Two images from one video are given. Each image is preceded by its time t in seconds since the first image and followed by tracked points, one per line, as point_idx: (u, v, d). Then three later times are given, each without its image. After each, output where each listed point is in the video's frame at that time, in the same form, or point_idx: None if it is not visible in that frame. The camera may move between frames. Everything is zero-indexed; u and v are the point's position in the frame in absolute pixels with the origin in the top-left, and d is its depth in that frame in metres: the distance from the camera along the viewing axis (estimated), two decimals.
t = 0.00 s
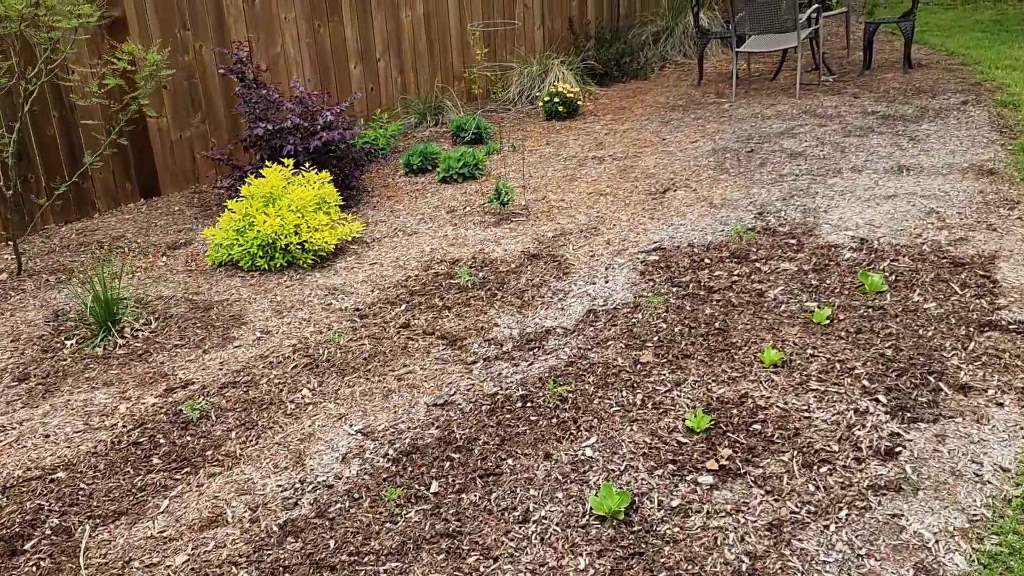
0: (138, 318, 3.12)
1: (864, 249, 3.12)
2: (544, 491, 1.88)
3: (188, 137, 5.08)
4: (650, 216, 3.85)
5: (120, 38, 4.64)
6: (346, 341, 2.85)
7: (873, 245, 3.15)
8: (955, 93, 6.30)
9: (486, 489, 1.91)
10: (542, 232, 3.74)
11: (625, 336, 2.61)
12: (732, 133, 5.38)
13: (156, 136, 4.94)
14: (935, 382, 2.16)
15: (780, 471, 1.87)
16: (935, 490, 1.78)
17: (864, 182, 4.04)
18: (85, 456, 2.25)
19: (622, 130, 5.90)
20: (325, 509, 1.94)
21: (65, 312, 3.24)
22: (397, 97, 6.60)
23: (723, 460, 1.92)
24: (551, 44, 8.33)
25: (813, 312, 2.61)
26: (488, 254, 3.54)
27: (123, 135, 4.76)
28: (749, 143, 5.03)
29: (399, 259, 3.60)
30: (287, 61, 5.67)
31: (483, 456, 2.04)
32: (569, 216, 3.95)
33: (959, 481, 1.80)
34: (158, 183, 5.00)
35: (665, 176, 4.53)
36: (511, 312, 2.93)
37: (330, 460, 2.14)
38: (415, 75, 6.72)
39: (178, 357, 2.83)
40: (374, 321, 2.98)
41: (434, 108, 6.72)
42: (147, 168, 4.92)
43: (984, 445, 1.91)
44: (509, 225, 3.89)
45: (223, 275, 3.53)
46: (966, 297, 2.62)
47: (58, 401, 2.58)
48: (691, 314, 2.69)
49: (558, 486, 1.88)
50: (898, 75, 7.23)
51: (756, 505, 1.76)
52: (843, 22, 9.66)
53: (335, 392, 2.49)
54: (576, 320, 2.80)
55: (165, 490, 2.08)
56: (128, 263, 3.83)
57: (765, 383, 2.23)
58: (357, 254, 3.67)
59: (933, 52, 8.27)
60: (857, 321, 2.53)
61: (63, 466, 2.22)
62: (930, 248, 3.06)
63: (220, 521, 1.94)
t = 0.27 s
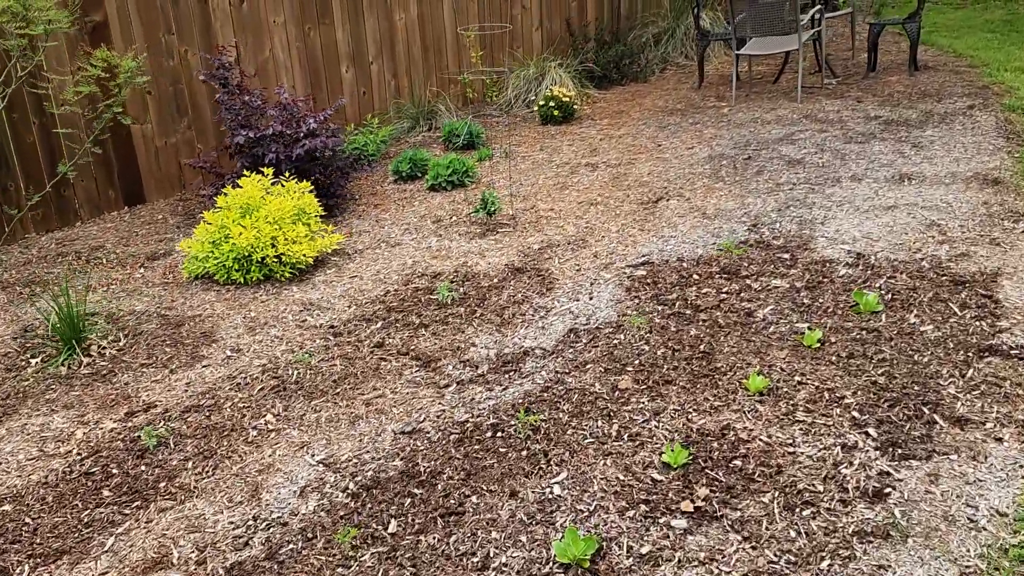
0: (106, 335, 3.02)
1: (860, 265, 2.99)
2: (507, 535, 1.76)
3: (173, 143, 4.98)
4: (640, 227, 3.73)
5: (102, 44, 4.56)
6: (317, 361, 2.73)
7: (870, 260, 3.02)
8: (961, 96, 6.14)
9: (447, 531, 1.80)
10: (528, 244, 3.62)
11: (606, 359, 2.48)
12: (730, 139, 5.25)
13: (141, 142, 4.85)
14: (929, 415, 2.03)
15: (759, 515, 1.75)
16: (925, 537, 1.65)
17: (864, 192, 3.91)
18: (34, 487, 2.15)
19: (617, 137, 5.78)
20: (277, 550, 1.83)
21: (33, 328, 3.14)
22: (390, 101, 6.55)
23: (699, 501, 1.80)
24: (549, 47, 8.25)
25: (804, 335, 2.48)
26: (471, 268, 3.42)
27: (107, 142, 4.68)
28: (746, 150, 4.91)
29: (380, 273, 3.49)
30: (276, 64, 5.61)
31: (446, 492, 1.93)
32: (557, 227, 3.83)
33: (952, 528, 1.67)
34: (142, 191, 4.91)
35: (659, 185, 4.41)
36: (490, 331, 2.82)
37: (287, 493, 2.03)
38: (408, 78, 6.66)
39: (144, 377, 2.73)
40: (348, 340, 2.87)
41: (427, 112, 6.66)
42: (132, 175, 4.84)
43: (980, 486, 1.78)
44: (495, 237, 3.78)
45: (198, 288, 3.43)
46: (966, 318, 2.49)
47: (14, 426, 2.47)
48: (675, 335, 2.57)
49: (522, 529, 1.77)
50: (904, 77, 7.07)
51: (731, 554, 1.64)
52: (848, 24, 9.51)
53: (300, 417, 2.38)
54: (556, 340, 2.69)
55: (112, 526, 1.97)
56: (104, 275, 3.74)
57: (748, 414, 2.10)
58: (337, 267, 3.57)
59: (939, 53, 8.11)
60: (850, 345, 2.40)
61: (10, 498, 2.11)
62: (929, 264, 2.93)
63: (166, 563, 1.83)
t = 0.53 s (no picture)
0: (79, 351, 2.94)
1: (858, 283, 2.86)
2: None
3: (165, 148, 4.94)
4: (633, 240, 3.62)
5: (91, 48, 4.52)
6: (290, 381, 2.64)
7: (869, 278, 2.89)
8: (973, 101, 5.98)
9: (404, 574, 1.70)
10: (518, 258, 3.52)
11: (587, 383, 2.37)
12: (731, 148, 5.14)
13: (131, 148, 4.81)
14: (924, 451, 1.90)
15: (736, 562, 1.63)
16: None
17: (867, 203, 3.78)
18: None
19: (617, 144, 5.67)
20: None
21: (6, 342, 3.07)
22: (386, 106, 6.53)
23: (672, 545, 1.69)
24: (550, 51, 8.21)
25: (795, 359, 2.36)
26: (457, 282, 3.33)
27: (95, 147, 4.65)
28: (747, 159, 4.80)
29: (364, 286, 3.40)
30: (271, 68, 5.59)
31: (407, 531, 1.82)
32: (549, 240, 3.73)
33: None
34: (133, 197, 4.88)
35: (656, 195, 4.30)
36: (470, 351, 2.72)
37: (244, 527, 1.93)
38: (407, 82, 6.68)
39: (112, 397, 2.64)
40: (325, 358, 2.77)
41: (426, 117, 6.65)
42: (122, 181, 4.81)
43: (975, 533, 1.66)
44: (484, 249, 3.68)
45: (177, 301, 3.34)
46: (968, 343, 2.36)
47: None
48: (661, 358, 2.45)
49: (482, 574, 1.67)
50: (914, 81, 6.90)
51: None
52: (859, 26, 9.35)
53: (266, 442, 2.28)
54: (537, 362, 2.58)
55: (60, 561, 1.89)
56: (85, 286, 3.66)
57: (731, 447, 1.99)
58: (320, 280, 3.48)
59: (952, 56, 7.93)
60: (844, 371, 2.27)
61: None
62: (931, 283, 2.80)
63: None
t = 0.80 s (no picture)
0: (57, 364, 2.89)
1: (860, 304, 2.74)
2: None
3: (162, 153, 4.96)
4: (630, 254, 3.52)
5: (87, 52, 4.55)
6: (266, 400, 2.56)
7: (871, 299, 2.77)
8: (992, 110, 5.80)
9: None
10: (510, 271, 3.43)
11: (568, 408, 2.27)
12: (738, 157, 5.02)
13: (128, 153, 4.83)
14: (917, 493, 1.79)
15: None
16: None
17: (874, 218, 3.65)
18: None
19: (623, 153, 5.57)
20: None
21: None
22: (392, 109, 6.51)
23: None
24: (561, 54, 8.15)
25: (787, 387, 2.25)
26: (447, 297, 3.24)
27: (92, 152, 4.67)
28: (754, 169, 4.69)
29: (351, 300, 3.33)
30: (271, 72, 5.59)
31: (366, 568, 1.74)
32: (545, 253, 3.64)
33: None
34: (130, 202, 4.89)
35: (657, 207, 4.19)
36: (452, 371, 2.63)
37: (200, 558, 1.86)
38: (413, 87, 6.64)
39: (85, 414, 2.57)
40: (304, 376, 2.70)
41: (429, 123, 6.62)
42: (119, 186, 4.82)
43: None
44: (477, 262, 3.60)
45: (161, 313, 3.29)
46: (971, 372, 2.23)
47: None
48: (647, 383, 2.35)
49: None
50: (932, 89, 6.73)
51: None
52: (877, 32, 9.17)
53: (233, 465, 2.20)
54: (520, 384, 2.48)
55: None
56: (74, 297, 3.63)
57: (713, 482, 1.88)
58: (308, 292, 3.41)
59: (972, 62, 7.73)
60: (839, 402, 2.16)
61: None
62: (936, 305, 2.67)
63: None
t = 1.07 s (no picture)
0: (39, 374, 2.86)
1: (862, 330, 2.63)
2: None
3: (166, 156, 4.94)
4: (628, 269, 3.44)
5: (90, 53, 4.53)
6: (243, 417, 2.50)
7: (874, 324, 2.66)
8: (1015, 121, 5.63)
9: None
10: (505, 285, 3.36)
11: (549, 436, 2.19)
12: (748, 169, 4.91)
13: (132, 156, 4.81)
14: (907, 544, 1.69)
15: None
16: None
17: (884, 235, 3.53)
18: None
19: (631, 162, 5.47)
20: None
21: None
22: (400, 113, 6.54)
23: None
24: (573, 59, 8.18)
25: (778, 419, 2.15)
26: (438, 312, 3.18)
27: (95, 155, 4.65)
28: (763, 181, 4.58)
29: (341, 312, 3.27)
30: (279, 75, 5.60)
31: None
32: (542, 266, 3.56)
33: None
34: (133, 205, 4.88)
35: (661, 219, 4.10)
36: (435, 391, 2.56)
37: None
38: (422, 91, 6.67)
39: (62, 427, 2.53)
40: (285, 392, 2.64)
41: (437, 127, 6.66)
42: (122, 189, 4.81)
43: None
44: (472, 274, 3.53)
45: (149, 322, 3.25)
46: (975, 409, 2.12)
47: None
48: (633, 411, 2.26)
49: None
50: (954, 98, 6.55)
51: None
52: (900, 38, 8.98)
53: (203, 488, 2.14)
54: (502, 408, 2.40)
55: None
56: (66, 303, 3.60)
57: (691, 524, 1.79)
58: (299, 303, 3.36)
59: (998, 70, 7.53)
60: (832, 438, 2.05)
61: None
62: (943, 333, 2.55)
63: None
